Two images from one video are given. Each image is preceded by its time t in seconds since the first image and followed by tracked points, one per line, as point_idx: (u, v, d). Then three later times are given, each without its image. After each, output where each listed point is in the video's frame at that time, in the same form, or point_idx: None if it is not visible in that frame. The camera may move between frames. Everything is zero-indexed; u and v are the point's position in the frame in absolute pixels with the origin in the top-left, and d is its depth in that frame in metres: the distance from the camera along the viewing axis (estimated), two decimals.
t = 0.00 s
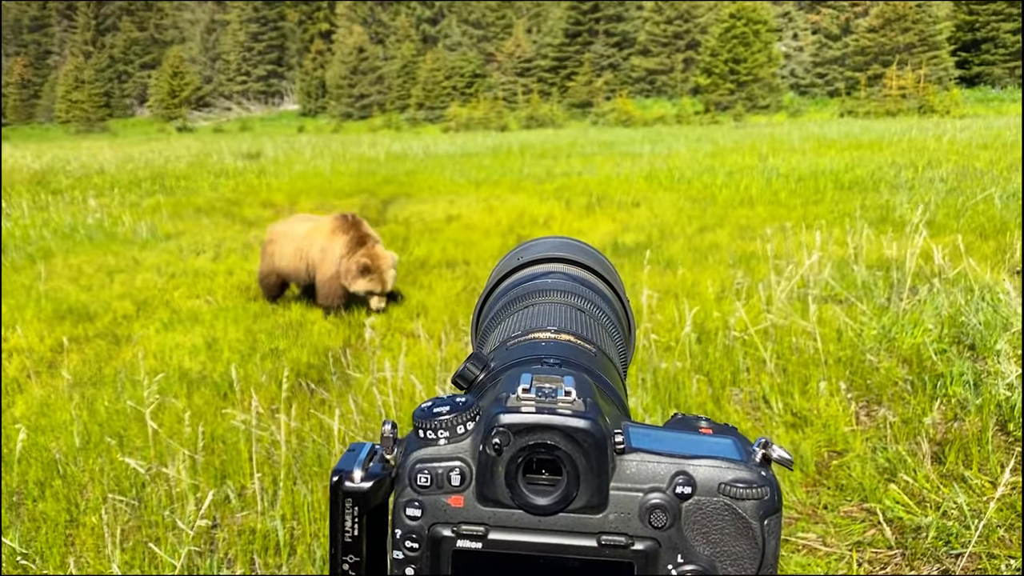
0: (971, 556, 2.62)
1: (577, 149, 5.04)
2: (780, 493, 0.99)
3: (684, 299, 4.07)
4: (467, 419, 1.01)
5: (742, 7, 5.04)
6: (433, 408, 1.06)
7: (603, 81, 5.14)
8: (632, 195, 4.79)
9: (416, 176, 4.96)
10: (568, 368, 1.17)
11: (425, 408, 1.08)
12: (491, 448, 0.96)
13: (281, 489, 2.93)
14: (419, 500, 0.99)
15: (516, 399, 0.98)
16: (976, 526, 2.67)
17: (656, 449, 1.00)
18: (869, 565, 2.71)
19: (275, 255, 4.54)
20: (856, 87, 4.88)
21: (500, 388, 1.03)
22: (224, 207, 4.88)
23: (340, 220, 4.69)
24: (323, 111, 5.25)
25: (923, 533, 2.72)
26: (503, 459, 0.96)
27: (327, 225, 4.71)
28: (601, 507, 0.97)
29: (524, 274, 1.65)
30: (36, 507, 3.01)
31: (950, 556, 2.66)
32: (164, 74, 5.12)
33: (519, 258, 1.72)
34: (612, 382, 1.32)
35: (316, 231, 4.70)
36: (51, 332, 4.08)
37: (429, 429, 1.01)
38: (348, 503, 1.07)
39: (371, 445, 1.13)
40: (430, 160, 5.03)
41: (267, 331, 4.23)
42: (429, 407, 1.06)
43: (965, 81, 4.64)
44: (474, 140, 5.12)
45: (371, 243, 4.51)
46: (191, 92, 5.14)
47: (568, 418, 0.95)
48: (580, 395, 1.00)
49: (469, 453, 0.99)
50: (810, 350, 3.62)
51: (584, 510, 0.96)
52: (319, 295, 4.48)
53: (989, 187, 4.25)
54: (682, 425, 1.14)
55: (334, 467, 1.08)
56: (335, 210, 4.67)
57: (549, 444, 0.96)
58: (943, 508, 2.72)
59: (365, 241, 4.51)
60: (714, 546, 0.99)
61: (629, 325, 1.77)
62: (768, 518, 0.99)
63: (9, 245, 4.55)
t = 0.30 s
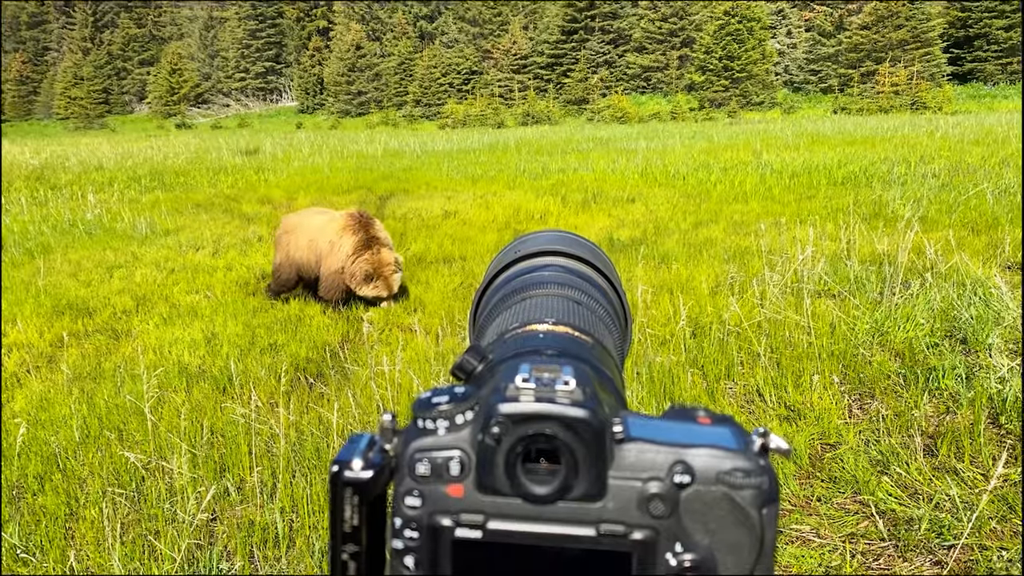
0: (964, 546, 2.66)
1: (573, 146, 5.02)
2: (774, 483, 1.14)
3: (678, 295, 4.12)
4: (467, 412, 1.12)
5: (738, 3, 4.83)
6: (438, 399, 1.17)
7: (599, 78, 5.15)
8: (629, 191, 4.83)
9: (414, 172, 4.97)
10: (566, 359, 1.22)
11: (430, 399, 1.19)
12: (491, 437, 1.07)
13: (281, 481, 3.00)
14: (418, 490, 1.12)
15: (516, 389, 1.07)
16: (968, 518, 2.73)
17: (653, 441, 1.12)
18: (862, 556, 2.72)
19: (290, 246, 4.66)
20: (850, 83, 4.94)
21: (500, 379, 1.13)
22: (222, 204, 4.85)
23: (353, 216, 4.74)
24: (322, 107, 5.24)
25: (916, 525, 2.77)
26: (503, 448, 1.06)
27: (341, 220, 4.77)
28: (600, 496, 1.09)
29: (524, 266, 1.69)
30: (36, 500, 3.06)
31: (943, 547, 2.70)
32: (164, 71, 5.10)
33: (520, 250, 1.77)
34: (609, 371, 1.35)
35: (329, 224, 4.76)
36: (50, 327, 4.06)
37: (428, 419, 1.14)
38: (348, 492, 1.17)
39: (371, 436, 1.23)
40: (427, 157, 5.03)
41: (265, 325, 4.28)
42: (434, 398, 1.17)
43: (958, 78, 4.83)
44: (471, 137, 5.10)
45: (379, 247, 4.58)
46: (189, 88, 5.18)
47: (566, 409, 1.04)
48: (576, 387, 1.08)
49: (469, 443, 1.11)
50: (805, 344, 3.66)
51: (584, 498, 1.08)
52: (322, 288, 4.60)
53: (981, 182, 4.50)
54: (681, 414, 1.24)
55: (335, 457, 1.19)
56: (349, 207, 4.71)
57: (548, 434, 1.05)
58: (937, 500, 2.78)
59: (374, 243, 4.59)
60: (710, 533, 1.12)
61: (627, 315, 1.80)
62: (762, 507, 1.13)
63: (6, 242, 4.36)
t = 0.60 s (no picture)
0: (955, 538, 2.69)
1: (567, 139, 4.96)
2: (765, 472, 1.22)
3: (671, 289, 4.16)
4: (458, 404, 1.20)
5: None
6: (428, 390, 1.25)
7: (593, 72, 5.02)
8: (624, 184, 4.84)
9: (408, 166, 4.94)
10: (558, 350, 1.26)
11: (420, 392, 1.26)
12: (482, 428, 1.13)
13: (275, 476, 3.01)
14: (408, 482, 1.20)
15: (507, 381, 1.15)
16: (959, 511, 2.76)
17: (646, 433, 1.20)
18: (854, 549, 2.73)
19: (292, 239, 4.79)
20: (844, 78, 4.95)
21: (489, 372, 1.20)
22: (215, 197, 4.76)
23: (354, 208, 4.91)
24: (316, 101, 5.09)
25: (908, 518, 2.79)
26: (493, 439, 1.13)
27: (344, 213, 4.94)
28: (592, 488, 1.16)
29: (517, 259, 1.69)
30: (28, 494, 3.04)
31: (934, 539, 2.74)
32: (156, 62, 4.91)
33: (512, 244, 1.77)
34: (601, 363, 1.35)
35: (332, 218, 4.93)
36: (42, 321, 4.04)
37: (418, 410, 1.22)
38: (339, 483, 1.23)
39: (360, 428, 1.31)
40: (420, 151, 4.95)
41: (258, 319, 4.29)
42: (424, 390, 1.25)
43: (949, 73, 4.83)
44: (465, 131, 5.03)
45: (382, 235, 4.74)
46: (182, 82, 5.02)
47: (557, 401, 1.11)
48: (567, 377, 1.16)
49: (459, 434, 1.19)
50: (798, 338, 3.68)
51: (574, 488, 1.16)
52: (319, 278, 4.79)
53: (974, 176, 4.67)
54: (674, 405, 1.33)
55: (325, 449, 1.25)
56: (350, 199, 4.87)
57: (540, 425, 1.12)
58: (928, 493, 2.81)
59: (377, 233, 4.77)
60: (701, 524, 1.21)
61: (619, 310, 1.80)
62: (754, 498, 1.22)
63: None
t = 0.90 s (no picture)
0: (944, 531, 2.70)
1: (557, 132, 5.18)
2: (773, 479, 1.08)
3: (663, 282, 4.13)
4: (460, 408, 1.06)
5: None
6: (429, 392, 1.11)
7: (582, 64, 5.34)
8: (613, 177, 4.91)
9: (398, 159, 5.05)
10: (559, 353, 1.21)
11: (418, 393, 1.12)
12: (486, 435, 1.01)
13: (266, 469, 3.01)
14: (412, 488, 1.06)
15: (511, 386, 1.02)
16: (948, 504, 2.79)
17: (651, 437, 1.06)
18: (845, 542, 2.76)
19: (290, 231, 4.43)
20: (833, 71, 5.18)
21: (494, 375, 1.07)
22: (205, 189, 4.86)
23: (357, 201, 4.59)
24: (305, 93, 5.37)
25: (897, 510, 2.82)
26: (498, 445, 1.01)
27: (343, 206, 4.58)
28: (598, 494, 1.03)
29: (515, 257, 1.70)
30: (18, 489, 3.02)
31: (923, 532, 2.75)
32: (143, 53, 5.15)
33: (509, 242, 1.77)
34: (601, 361, 1.34)
35: (332, 211, 4.55)
36: (30, 315, 3.94)
37: (421, 415, 1.08)
38: (344, 490, 1.12)
39: (365, 431, 1.19)
40: (411, 143, 5.15)
41: (248, 313, 4.18)
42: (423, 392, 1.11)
43: (940, 66, 5.07)
44: (456, 123, 5.26)
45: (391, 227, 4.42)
46: (170, 74, 5.26)
47: (563, 405, 0.99)
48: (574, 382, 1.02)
49: (462, 440, 1.05)
50: (789, 331, 3.69)
51: (581, 496, 1.02)
52: (316, 272, 4.36)
53: (964, 169, 4.56)
54: (678, 410, 1.19)
55: (327, 454, 1.14)
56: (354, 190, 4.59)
57: (544, 431, 0.99)
58: (917, 486, 2.83)
59: (385, 225, 4.45)
60: (709, 532, 1.08)
61: (616, 307, 1.81)
62: (762, 505, 1.08)
63: None
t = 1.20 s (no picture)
0: (929, 524, 2.78)
1: (545, 125, 4.97)
2: (771, 489, 1.26)
3: (650, 276, 4.18)
4: (463, 422, 1.21)
5: None
6: (430, 407, 1.26)
7: (571, 57, 5.09)
8: (601, 171, 4.84)
9: (386, 151, 4.99)
10: (560, 358, 1.28)
11: (422, 409, 1.27)
12: (489, 448, 1.15)
13: (253, 465, 3.04)
14: (412, 501, 1.21)
15: (514, 399, 1.16)
16: (933, 496, 2.88)
17: (655, 451, 1.22)
18: (831, 534, 2.83)
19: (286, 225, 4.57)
20: (819, 65, 5.00)
21: (495, 389, 1.21)
22: (190, 181, 4.72)
23: (352, 195, 4.86)
24: (292, 85, 5.18)
25: (883, 504, 2.89)
26: (500, 458, 1.15)
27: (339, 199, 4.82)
28: (601, 507, 1.18)
29: (510, 257, 1.73)
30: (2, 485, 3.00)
31: (909, 524, 2.83)
32: (129, 46, 4.82)
33: (503, 242, 1.81)
34: (597, 363, 1.39)
35: (327, 204, 4.80)
36: (14, 307, 3.88)
37: (422, 427, 1.23)
38: (340, 503, 1.26)
39: (361, 444, 1.31)
40: (398, 136, 4.96)
41: (235, 306, 4.19)
42: (426, 407, 1.26)
43: (925, 60, 4.87)
44: (443, 116, 5.02)
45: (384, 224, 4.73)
46: (155, 65, 4.95)
47: (566, 421, 1.12)
48: (575, 394, 1.16)
49: (463, 453, 1.19)
50: (775, 324, 3.77)
51: (582, 508, 1.18)
52: (309, 264, 4.56)
53: (948, 163, 4.60)
54: (681, 419, 1.36)
55: (327, 467, 1.27)
56: (350, 185, 4.84)
57: (547, 444, 1.13)
58: (903, 479, 2.92)
59: (379, 221, 4.75)
60: (710, 542, 1.25)
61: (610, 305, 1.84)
62: (764, 516, 1.26)
63: None
